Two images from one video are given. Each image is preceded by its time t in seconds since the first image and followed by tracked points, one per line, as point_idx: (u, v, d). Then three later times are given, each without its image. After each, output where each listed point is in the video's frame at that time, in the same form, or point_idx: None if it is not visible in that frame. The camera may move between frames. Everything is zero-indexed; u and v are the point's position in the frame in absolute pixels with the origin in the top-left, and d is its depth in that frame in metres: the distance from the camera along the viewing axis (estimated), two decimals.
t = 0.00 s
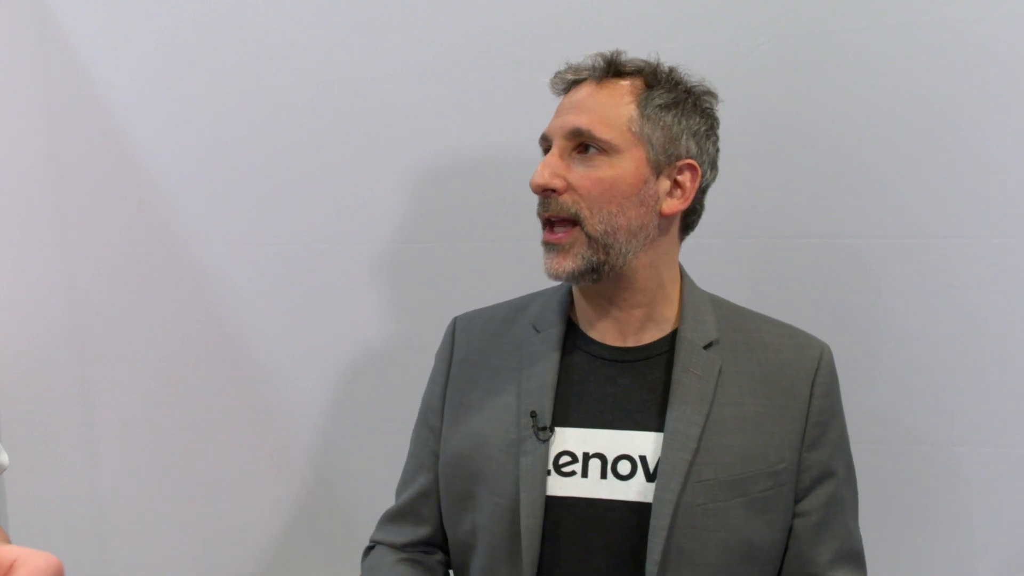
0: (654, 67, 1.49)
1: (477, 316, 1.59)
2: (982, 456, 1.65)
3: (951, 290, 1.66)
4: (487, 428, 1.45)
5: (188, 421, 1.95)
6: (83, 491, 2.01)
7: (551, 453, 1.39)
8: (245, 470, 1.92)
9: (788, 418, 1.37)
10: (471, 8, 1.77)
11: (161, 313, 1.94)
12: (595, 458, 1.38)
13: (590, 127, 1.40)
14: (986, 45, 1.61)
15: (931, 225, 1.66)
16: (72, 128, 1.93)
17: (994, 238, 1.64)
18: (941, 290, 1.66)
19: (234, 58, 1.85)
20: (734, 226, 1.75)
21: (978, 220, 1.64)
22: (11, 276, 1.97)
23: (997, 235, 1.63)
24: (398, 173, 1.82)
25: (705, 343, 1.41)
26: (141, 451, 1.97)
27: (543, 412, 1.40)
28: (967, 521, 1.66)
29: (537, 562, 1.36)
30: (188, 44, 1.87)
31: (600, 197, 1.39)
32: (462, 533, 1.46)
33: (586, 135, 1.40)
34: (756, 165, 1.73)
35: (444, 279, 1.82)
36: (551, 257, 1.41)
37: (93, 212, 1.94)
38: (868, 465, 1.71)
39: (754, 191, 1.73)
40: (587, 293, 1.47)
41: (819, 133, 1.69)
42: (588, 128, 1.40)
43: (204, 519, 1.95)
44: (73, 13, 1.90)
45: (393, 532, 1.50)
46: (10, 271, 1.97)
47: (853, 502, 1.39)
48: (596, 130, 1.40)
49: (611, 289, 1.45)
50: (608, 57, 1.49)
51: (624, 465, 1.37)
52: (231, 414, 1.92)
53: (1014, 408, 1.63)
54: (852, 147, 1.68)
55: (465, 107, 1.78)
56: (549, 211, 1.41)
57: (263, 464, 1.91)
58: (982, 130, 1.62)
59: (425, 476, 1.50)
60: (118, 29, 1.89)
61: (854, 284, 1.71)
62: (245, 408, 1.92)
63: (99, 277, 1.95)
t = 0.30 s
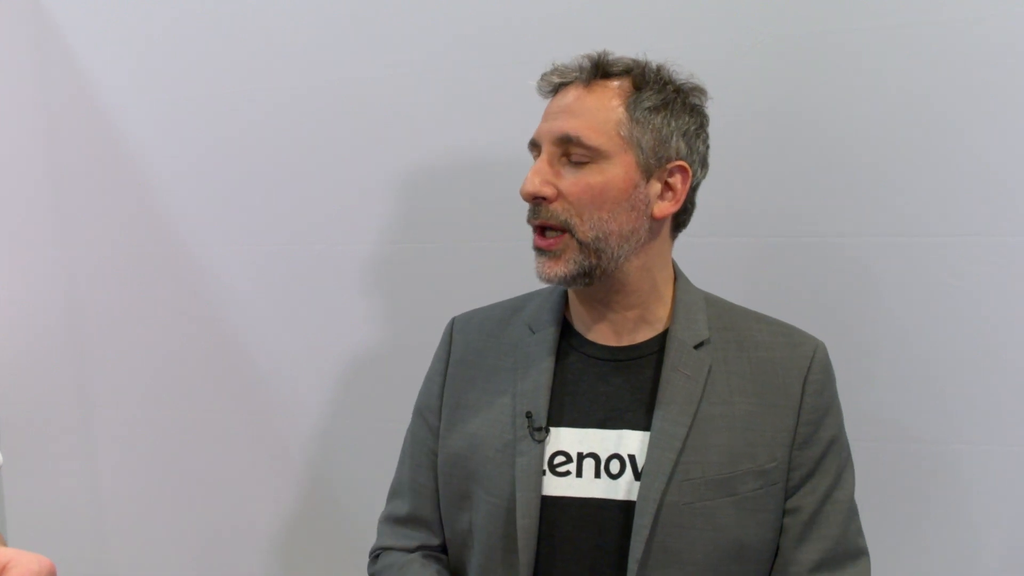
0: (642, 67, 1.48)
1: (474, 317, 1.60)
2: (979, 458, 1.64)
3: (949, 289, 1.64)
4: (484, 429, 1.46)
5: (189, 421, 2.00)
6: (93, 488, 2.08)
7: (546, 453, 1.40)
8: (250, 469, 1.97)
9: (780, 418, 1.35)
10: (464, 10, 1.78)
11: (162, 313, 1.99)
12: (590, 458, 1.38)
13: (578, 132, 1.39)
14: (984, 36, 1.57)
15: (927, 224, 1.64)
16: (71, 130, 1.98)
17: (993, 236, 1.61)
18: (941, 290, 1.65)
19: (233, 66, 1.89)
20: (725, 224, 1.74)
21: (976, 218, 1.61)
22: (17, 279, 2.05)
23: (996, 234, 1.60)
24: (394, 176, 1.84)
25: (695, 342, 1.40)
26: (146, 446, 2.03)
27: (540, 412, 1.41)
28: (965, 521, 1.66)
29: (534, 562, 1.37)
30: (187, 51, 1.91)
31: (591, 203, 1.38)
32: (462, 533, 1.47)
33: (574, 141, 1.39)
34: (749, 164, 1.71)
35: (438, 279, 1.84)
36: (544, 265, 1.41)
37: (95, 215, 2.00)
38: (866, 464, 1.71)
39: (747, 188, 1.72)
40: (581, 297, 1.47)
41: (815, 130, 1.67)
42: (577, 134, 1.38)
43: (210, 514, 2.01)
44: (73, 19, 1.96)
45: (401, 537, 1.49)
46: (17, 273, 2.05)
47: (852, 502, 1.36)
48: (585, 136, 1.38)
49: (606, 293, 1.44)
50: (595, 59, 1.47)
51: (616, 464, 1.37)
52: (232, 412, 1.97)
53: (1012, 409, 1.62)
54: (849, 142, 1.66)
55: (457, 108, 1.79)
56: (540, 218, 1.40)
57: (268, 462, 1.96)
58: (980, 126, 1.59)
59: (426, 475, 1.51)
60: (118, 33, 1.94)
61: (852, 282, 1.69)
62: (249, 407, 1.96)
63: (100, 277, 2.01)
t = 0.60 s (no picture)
0: (637, 70, 1.48)
1: (471, 320, 1.60)
2: (977, 459, 1.64)
3: (946, 290, 1.64)
4: (480, 432, 1.46)
5: (187, 424, 2.01)
6: (91, 491, 2.08)
7: (541, 455, 1.40)
8: (250, 471, 1.98)
9: (777, 416, 1.35)
10: (461, 13, 1.79)
11: (159, 316, 2.00)
12: (585, 459, 1.38)
13: (575, 137, 1.39)
14: (980, 37, 1.58)
15: (924, 224, 1.64)
16: (68, 133, 1.99)
17: (990, 236, 1.61)
18: (938, 290, 1.65)
19: (232, 70, 1.90)
20: (722, 225, 1.74)
21: (973, 218, 1.61)
22: (15, 281, 2.06)
23: (994, 235, 1.61)
24: (392, 179, 1.85)
25: (691, 342, 1.41)
26: (144, 449, 2.04)
27: (532, 415, 1.41)
28: (963, 522, 1.66)
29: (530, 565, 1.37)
30: (184, 55, 1.92)
31: (588, 208, 1.38)
32: (461, 536, 1.47)
33: (571, 146, 1.39)
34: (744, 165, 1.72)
35: (436, 281, 1.84)
36: (542, 270, 1.41)
37: (92, 218, 2.00)
38: (865, 464, 1.71)
39: (743, 188, 1.72)
40: (576, 301, 1.47)
41: (810, 130, 1.68)
42: (574, 139, 1.38)
43: (208, 517, 2.01)
44: (72, 23, 1.97)
45: (400, 540, 1.49)
46: (14, 276, 2.05)
47: (853, 498, 1.36)
48: (582, 140, 1.38)
49: (602, 298, 1.44)
50: (590, 61, 1.47)
51: (613, 465, 1.37)
52: (231, 414, 1.98)
53: (1010, 410, 1.62)
54: (845, 143, 1.66)
55: (455, 111, 1.80)
56: (537, 223, 1.40)
57: (266, 466, 1.97)
58: (977, 126, 1.59)
59: (425, 479, 1.51)
60: (117, 37, 1.95)
61: (849, 283, 1.70)
62: (249, 409, 1.97)
63: (98, 280, 2.02)
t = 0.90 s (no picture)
0: (639, 73, 1.49)
1: (470, 320, 1.61)
2: (978, 458, 1.65)
3: (945, 289, 1.65)
4: (478, 429, 1.46)
5: (186, 427, 2.00)
6: (88, 494, 2.07)
7: (539, 450, 1.40)
8: (249, 475, 1.97)
9: (776, 410, 1.36)
10: (465, 17, 1.80)
11: (159, 318, 2.00)
12: (583, 454, 1.38)
13: (584, 138, 1.40)
14: (978, 38, 1.60)
15: (923, 223, 1.65)
16: (70, 135, 2.00)
17: (990, 236, 1.62)
18: (935, 287, 1.66)
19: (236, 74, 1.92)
20: (720, 225, 1.75)
21: (971, 218, 1.63)
22: (13, 282, 2.06)
23: (993, 234, 1.62)
24: (392, 182, 1.86)
25: (690, 337, 1.41)
26: (142, 452, 2.03)
27: (528, 412, 1.42)
28: (963, 522, 1.66)
29: (527, 561, 1.37)
30: (186, 59, 1.94)
31: (598, 208, 1.39)
32: (460, 533, 1.47)
33: (580, 147, 1.40)
34: (742, 165, 1.73)
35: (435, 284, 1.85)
36: (548, 270, 1.41)
37: (92, 219, 2.01)
38: (863, 462, 1.72)
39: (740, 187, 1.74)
40: (578, 300, 1.47)
41: (807, 130, 1.69)
42: (583, 140, 1.39)
43: (206, 521, 2.01)
44: (77, 25, 1.98)
45: (395, 534, 1.51)
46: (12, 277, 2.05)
47: (852, 491, 1.37)
48: (591, 141, 1.40)
49: (607, 297, 1.45)
50: (593, 64, 1.48)
51: (611, 460, 1.37)
52: (231, 417, 1.97)
53: (1011, 409, 1.63)
54: (844, 142, 1.68)
55: (458, 114, 1.82)
56: (545, 222, 1.40)
57: (265, 470, 1.96)
58: (975, 126, 1.61)
59: (425, 477, 1.51)
60: (121, 40, 1.97)
61: (846, 280, 1.71)
62: (247, 412, 1.96)
63: (98, 282, 2.02)
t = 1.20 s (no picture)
0: (641, 74, 1.49)
1: (472, 320, 1.61)
2: (977, 458, 1.65)
3: (944, 289, 1.66)
4: (478, 430, 1.46)
5: (186, 427, 2.01)
6: (89, 493, 2.07)
7: (539, 450, 1.40)
8: (250, 475, 1.98)
9: (776, 409, 1.36)
10: (465, 17, 1.81)
11: (159, 318, 2.00)
12: (582, 454, 1.38)
13: (584, 136, 1.40)
14: (977, 38, 1.60)
15: (923, 223, 1.66)
16: (69, 134, 2.00)
17: (989, 236, 1.63)
18: (934, 287, 1.66)
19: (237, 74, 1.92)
20: (719, 224, 1.76)
21: (970, 218, 1.63)
22: (13, 282, 2.06)
23: (992, 234, 1.62)
24: (392, 182, 1.86)
25: (690, 337, 1.42)
26: (143, 452, 2.03)
27: (527, 412, 1.42)
28: (962, 521, 1.67)
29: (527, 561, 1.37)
30: (186, 59, 1.94)
31: (593, 205, 1.39)
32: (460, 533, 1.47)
33: (580, 145, 1.40)
34: (742, 166, 1.73)
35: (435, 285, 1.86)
36: (541, 262, 1.41)
37: (92, 220, 2.01)
38: (863, 463, 1.72)
39: (740, 187, 1.74)
40: (577, 297, 1.48)
41: (807, 130, 1.69)
42: (583, 138, 1.40)
43: (207, 522, 2.01)
44: (76, 24, 1.98)
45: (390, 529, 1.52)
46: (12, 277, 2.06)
47: (851, 492, 1.37)
48: (589, 140, 1.40)
49: (602, 293, 1.45)
50: (595, 64, 1.48)
51: (611, 459, 1.37)
52: (232, 418, 1.98)
53: (1010, 408, 1.63)
54: (843, 142, 1.68)
55: (458, 114, 1.82)
56: (541, 218, 1.41)
57: (267, 471, 1.97)
58: (975, 127, 1.61)
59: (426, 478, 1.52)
60: (120, 40, 1.97)
61: (846, 280, 1.71)
62: (248, 412, 1.97)
63: (99, 283, 2.02)
